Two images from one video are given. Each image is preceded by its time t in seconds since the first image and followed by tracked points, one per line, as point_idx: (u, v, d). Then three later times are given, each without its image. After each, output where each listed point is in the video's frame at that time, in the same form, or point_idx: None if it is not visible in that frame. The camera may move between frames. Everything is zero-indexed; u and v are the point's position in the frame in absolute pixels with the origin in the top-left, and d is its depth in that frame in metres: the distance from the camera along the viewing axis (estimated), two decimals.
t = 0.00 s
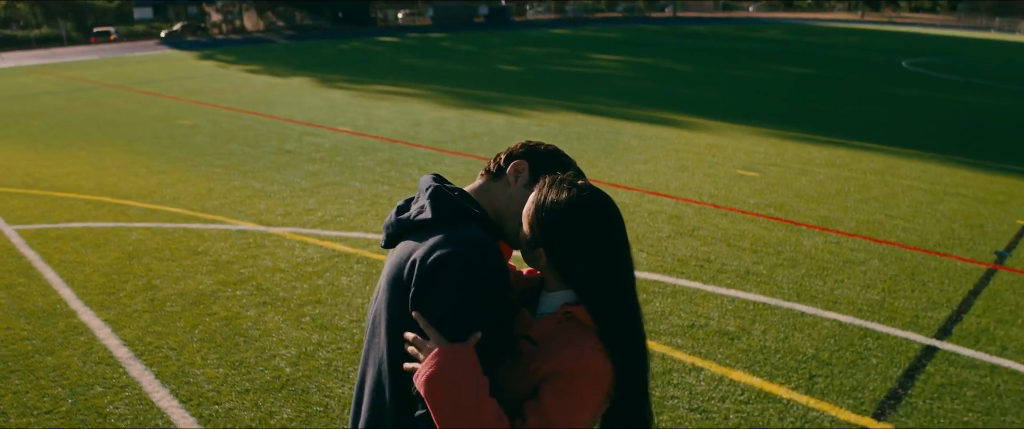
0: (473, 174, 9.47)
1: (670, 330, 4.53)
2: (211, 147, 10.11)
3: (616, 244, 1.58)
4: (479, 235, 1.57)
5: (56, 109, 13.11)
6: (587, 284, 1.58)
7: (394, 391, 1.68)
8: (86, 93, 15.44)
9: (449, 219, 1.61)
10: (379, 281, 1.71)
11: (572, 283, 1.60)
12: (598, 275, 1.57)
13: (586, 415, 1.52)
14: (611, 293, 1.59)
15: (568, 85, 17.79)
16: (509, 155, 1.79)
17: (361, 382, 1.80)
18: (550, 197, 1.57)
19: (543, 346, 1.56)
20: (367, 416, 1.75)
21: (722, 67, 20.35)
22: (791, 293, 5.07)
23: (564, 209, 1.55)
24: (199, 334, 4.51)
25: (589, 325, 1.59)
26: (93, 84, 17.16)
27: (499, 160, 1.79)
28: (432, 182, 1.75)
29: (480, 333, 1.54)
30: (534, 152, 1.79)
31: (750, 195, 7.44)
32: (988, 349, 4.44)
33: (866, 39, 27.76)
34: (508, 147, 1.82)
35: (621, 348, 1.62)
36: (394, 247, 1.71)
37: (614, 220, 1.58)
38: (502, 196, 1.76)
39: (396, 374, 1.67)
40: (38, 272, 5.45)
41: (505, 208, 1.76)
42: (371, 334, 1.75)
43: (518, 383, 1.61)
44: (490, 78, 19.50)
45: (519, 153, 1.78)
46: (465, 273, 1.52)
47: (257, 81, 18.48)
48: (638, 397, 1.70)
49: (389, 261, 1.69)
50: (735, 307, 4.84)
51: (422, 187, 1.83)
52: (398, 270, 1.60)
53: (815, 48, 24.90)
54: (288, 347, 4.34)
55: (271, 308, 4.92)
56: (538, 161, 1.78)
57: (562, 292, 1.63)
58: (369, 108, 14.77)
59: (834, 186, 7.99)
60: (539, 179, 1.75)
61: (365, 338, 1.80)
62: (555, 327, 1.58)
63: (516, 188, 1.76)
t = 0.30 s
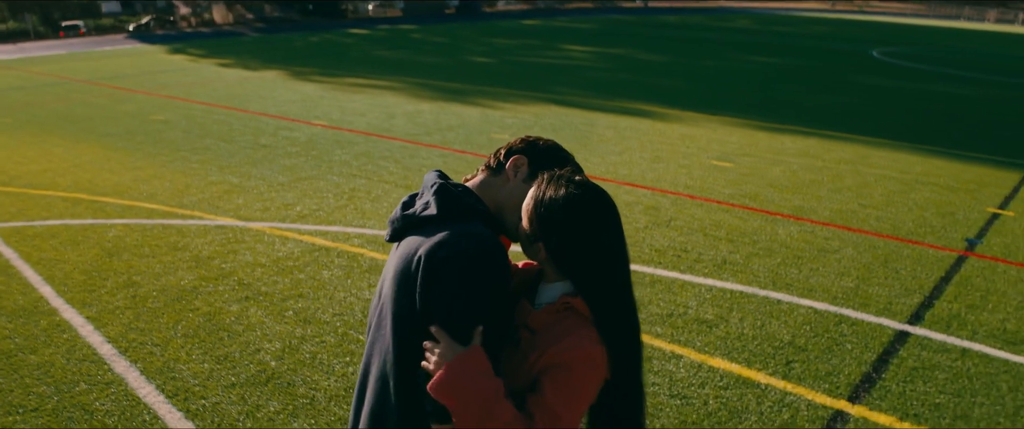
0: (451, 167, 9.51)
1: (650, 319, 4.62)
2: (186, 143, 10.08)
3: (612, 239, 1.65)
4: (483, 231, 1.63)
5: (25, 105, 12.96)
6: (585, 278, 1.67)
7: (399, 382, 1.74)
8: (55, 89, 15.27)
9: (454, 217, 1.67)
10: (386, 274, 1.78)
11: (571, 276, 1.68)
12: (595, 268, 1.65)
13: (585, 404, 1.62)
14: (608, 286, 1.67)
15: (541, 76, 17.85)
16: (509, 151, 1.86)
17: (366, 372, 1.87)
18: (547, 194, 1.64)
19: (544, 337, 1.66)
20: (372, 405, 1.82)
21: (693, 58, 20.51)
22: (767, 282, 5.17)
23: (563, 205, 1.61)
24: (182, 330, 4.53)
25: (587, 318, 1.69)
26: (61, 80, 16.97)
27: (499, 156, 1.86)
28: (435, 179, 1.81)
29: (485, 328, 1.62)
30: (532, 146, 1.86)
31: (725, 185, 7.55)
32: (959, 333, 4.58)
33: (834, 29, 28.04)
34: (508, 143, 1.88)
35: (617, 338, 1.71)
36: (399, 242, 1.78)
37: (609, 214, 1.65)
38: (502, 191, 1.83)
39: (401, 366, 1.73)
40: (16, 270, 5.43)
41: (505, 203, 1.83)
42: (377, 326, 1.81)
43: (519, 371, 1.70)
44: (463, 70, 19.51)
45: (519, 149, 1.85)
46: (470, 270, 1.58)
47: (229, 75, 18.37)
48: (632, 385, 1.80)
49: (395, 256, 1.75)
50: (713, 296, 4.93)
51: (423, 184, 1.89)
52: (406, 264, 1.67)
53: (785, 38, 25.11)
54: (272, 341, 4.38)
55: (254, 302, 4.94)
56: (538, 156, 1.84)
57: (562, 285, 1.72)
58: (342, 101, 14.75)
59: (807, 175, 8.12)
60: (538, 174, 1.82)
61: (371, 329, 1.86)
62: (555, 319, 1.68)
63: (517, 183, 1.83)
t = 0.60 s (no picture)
0: (430, 160, 9.55)
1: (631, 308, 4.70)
2: (162, 138, 10.02)
3: (614, 232, 1.84)
4: (496, 228, 1.80)
5: None
6: (589, 268, 1.85)
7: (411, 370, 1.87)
8: (25, 85, 15.07)
9: (469, 216, 1.82)
10: (399, 270, 1.90)
11: (574, 265, 1.86)
12: (599, 260, 1.84)
13: (589, 385, 1.80)
14: (611, 275, 1.86)
15: (516, 68, 17.87)
16: (516, 147, 1.99)
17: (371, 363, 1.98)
18: (557, 190, 1.83)
19: (548, 325, 1.83)
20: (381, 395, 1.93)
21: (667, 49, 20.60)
22: (745, 271, 5.28)
23: (569, 200, 1.81)
24: (168, 326, 4.56)
25: (591, 304, 1.86)
26: (29, 75, 16.74)
27: (506, 152, 2.00)
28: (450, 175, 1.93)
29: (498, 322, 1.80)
30: (537, 143, 1.99)
31: (701, 176, 7.66)
32: (933, 319, 4.71)
33: (805, 19, 28.23)
34: (514, 140, 2.02)
35: (619, 323, 1.90)
36: (413, 234, 1.90)
37: (613, 208, 1.84)
38: (510, 186, 1.97)
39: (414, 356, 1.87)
40: None
41: (513, 197, 1.97)
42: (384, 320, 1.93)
43: (525, 356, 1.87)
44: (437, 62, 19.49)
45: (526, 146, 1.98)
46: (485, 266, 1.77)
47: (201, 69, 18.21)
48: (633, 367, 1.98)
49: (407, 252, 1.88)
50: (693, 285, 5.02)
51: (436, 180, 2.01)
52: (422, 258, 1.81)
53: (757, 29, 25.24)
54: (259, 336, 4.42)
55: (239, 297, 4.97)
56: (543, 152, 1.98)
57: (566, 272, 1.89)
58: (318, 95, 14.71)
59: (783, 166, 8.25)
60: (544, 170, 1.96)
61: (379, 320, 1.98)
62: (559, 304, 1.85)
63: (524, 179, 1.97)
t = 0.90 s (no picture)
0: (405, 156, 9.59)
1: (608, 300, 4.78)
2: (134, 137, 9.98)
3: (612, 225, 1.99)
4: (502, 229, 1.89)
5: None
6: (588, 261, 2.00)
7: (414, 366, 1.94)
8: None
9: (474, 219, 1.88)
10: (403, 268, 1.97)
11: (575, 261, 2.01)
12: (599, 256, 1.99)
13: (598, 370, 1.93)
14: (610, 269, 2.02)
15: (488, 64, 17.92)
16: (513, 147, 2.06)
17: (372, 359, 2.05)
18: (559, 191, 1.94)
19: (551, 316, 1.98)
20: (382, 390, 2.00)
21: (638, 43, 20.73)
22: (719, 262, 5.38)
23: (572, 200, 1.93)
24: (150, 325, 4.58)
25: (591, 294, 2.00)
26: None
27: (504, 151, 2.06)
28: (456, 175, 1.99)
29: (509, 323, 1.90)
30: (532, 143, 2.07)
31: (675, 169, 7.77)
32: (902, 307, 4.84)
33: (773, 12, 28.48)
34: (510, 139, 2.08)
35: (616, 310, 2.07)
36: (417, 233, 1.95)
37: (610, 205, 1.98)
38: (509, 185, 2.05)
39: (417, 353, 1.94)
40: None
41: (513, 196, 2.05)
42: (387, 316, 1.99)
43: (529, 346, 2.01)
44: (408, 58, 19.51)
45: (524, 146, 2.06)
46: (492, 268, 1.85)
47: (170, 67, 18.09)
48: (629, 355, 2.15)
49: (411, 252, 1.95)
50: (669, 276, 5.12)
51: (437, 180, 2.06)
52: (428, 261, 1.87)
53: (725, 22, 25.44)
54: (242, 333, 4.45)
55: (219, 295, 5.00)
56: (539, 152, 2.06)
57: (565, 266, 2.04)
58: (289, 91, 14.68)
59: (755, 159, 8.38)
60: (542, 170, 2.05)
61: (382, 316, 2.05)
62: (561, 297, 2.00)
63: (522, 178, 2.05)
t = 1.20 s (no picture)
0: (379, 153, 9.62)
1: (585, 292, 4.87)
2: (105, 136, 9.92)
3: (605, 221, 2.08)
4: (501, 229, 1.99)
5: None
6: (585, 256, 2.08)
7: (413, 368, 2.02)
8: None
9: (484, 223, 1.99)
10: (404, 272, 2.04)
11: (572, 256, 2.09)
12: (596, 251, 2.08)
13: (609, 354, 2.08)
14: (605, 262, 2.11)
15: (458, 59, 17.95)
16: (508, 146, 2.15)
17: (371, 360, 2.11)
18: (555, 192, 2.03)
19: (555, 308, 2.09)
20: (382, 390, 2.07)
21: (606, 37, 20.84)
22: (693, 254, 5.49)
23: (567, 201, 2.02)
24: (131, 324, 4.60)
25: (591, 286, 2.10)
26: None
27: (499, 150, 2.15)
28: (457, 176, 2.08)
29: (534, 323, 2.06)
30: (524, 141, 2.16)
31: (648, 163, 7.87)
32: (872, 295, 4.97)
33: (738, 5, 28.73)
34: (505, 138, 2.17)
35: (613, 299, 2.15)
36: (419, 235, 2.02)
37: (603, 203, 2.07)
38: (505, 184, 2.14)
39: (419, 355, 2.01)
40: None
41: (508, 194, 2.14)
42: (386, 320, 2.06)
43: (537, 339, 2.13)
44: (378, 53, 19.48)
45: (519, 146, 2.14)
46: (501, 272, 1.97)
47: (137, 65, 17.92)
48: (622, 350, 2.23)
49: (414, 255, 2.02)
50: (644, 268, 5.22)
51: (436, 179, 2.14)
52: (435, 263, 1.96)
53: (692, 15, 25.63)
54: (223, 331, 4.48)
55: (199, 294, 5.03)
56: (533, 151, 2.15)
57: (562, 262, 2.13)
58: (260, 89, 14.63)
59: (726, 152, 8.50)
60: (536, 169, 2.14)
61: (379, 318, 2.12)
62: (562, 291, 2.10)
63: (517, 177, 2.14)
